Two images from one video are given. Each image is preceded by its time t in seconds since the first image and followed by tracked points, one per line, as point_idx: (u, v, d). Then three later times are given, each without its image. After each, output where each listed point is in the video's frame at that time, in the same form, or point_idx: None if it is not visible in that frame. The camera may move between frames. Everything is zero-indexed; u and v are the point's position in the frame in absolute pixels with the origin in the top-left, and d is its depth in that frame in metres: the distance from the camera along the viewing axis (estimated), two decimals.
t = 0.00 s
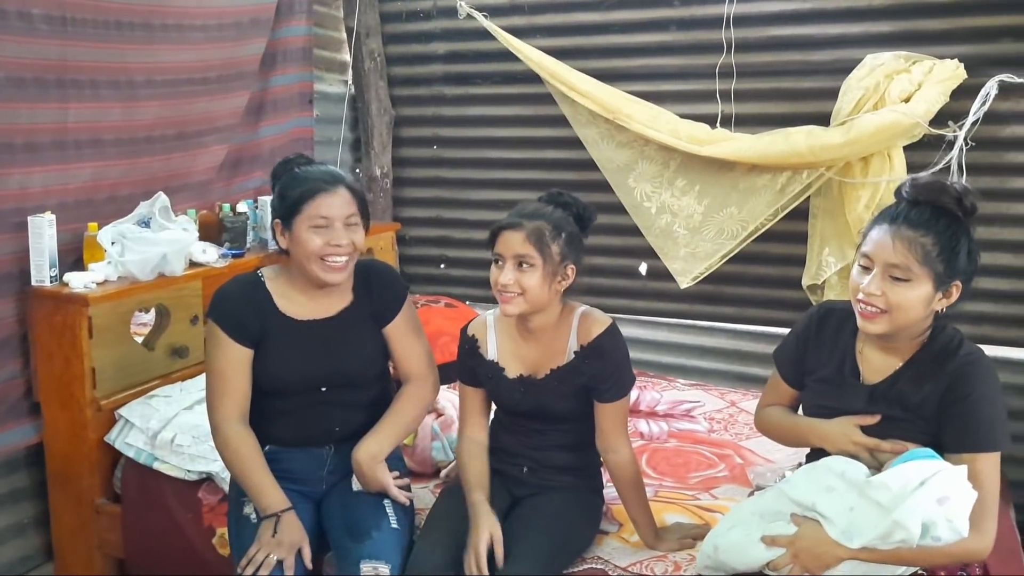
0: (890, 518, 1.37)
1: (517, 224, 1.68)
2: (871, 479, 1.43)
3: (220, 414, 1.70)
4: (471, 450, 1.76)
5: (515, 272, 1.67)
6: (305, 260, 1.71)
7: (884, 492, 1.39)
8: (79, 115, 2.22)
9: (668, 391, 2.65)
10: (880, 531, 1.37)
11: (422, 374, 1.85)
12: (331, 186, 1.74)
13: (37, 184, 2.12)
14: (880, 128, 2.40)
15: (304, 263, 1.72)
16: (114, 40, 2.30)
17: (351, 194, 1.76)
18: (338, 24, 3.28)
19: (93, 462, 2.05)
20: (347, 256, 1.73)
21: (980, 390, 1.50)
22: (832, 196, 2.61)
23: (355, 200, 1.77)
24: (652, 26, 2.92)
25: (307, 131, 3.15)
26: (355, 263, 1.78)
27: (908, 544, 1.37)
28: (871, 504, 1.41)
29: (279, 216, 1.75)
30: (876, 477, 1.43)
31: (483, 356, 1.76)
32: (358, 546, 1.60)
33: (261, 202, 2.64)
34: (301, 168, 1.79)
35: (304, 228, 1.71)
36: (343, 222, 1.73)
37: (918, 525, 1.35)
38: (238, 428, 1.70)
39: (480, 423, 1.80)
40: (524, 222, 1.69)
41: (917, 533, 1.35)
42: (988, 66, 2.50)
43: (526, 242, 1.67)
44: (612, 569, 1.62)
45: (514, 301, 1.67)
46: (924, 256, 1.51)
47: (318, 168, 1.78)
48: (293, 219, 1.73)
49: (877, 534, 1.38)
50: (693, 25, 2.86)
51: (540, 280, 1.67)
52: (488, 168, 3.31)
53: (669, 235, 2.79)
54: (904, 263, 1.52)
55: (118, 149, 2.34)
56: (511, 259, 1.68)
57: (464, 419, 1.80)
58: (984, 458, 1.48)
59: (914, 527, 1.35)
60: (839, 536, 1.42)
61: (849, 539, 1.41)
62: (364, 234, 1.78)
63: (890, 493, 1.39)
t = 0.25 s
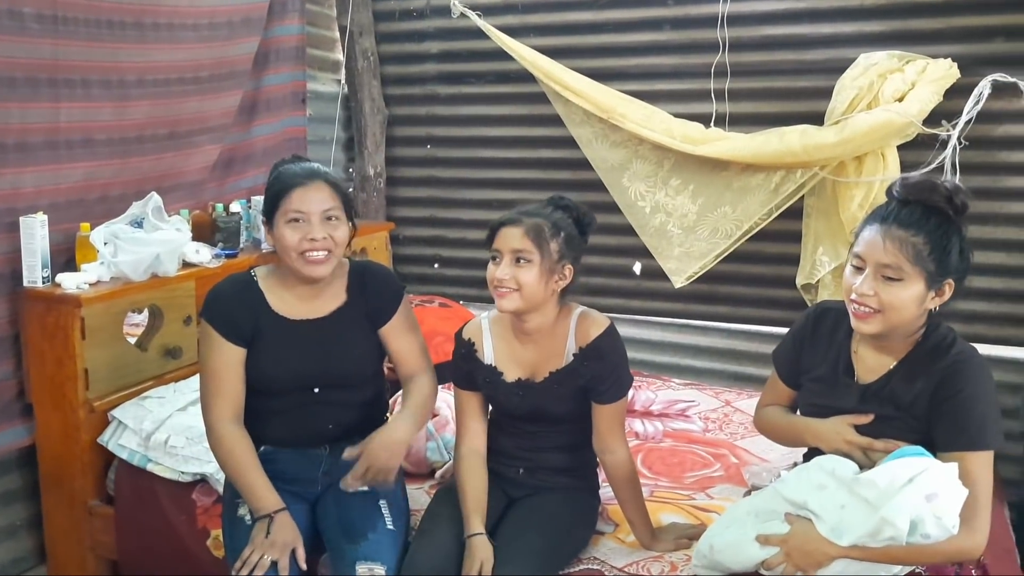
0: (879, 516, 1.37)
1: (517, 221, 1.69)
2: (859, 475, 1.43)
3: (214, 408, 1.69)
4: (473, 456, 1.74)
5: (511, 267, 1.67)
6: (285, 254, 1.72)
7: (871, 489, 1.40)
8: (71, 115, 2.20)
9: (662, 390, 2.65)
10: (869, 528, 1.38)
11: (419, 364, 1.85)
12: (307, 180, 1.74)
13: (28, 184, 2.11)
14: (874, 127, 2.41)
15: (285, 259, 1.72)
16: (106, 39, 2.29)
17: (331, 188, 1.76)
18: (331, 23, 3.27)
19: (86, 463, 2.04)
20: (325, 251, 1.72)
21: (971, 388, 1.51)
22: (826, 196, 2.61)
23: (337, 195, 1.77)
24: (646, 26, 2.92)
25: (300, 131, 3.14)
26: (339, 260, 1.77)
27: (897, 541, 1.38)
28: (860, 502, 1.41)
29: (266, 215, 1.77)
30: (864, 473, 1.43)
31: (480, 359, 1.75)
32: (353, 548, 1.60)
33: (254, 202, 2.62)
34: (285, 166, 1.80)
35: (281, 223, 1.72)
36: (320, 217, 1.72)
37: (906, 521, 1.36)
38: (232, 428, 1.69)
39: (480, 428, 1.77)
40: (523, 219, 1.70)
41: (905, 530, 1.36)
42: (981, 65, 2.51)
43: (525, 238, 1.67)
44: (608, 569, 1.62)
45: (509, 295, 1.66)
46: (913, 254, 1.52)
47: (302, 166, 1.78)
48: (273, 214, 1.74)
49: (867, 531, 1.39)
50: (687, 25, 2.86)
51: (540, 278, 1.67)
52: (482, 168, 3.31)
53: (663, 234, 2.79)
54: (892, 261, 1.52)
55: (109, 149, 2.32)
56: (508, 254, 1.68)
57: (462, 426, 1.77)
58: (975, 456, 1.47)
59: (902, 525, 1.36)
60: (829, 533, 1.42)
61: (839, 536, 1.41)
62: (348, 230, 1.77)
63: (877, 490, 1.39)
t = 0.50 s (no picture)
0: (899, 523, 1.39)
1: (517, 222, 1.71)
2: (876, 483, 1.45)
3: (211, 414, 1.69)
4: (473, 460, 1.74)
5: (506, 268, 1.67)
6: (280, 257, 1.72)
7: (890, 496, 1.41)
8: (67, 116, 2.20)
9: (659, 390, 2.66)
10: (888, 535, 1.40)
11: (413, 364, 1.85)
12: (300, 182, 1.74)
13: (25, 186, 2.11)
14: (868, 129, 2.42)
15: (281, 262, 1.73)
16: (102, 40, 2.29)
17: (325, 189, 1.76)
18: (327, 24, 3.27)
19: (84, 465, 2.04)
20: (321, 253, 1.72)
21: (974, 389, 1.52)
22: (822, 197, 2.63)
23: (332, 196, 1.77)
24: (642, 27, 2.93)
25: (296, 132, 3.14)
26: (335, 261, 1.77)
27: (916, 547, 1.40)
28: (878, 509, 1.43)
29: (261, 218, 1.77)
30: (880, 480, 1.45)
31: (475, 367, 1.75)
32: (351, 549, 1.60)
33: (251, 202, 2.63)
34: (278, 168, 1.81)
35: (275, 227, 1.72)
36: (314, 219, 1.73)
37: (926, 528, 1.37)
38: (231, 431, 1.69)
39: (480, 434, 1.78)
40: (523, 220, 1.71)
41: (926, 537, 1.37)
42: (975, 66, 2.52)
43: (522, 240, 1.68)
44: (607, 570, 1.63)
45: (503, 295, 1.67)
46: (902, 255, 1.53)
47: (295, 167, 1.79)
48: (267, 217, 1.75)
49: (887, 538, 1.40)
50: (683, 26, 2.87)
51: (535, 280, 1.67)
52: (479, 168, 3.31)
53: (660, 235, 2.80)
54: (881, 263, 1.53)
55: (106, 150, 2.32)
56: (504, 255, 1.69)
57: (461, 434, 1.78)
58: (980, 456, 1.49)
59: (923, 532, 1.37)
60: (845, 540, 1.43)
61: (856, 543, 1.43)
62: (343, 232, 1.77)
63: (896, 497, 1.41)
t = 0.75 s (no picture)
0: (891, 519, 1.39)
1: (512, 220, 1.72)
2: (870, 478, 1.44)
3: (212, 415, 1.69)
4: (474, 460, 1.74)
5: (497, 266, 1.69)
6: (279, 256, 1.73)
7: (884, 492, 1.41)
8: (66, 114, 2.20)
9: (657, 388, 2.66)
10: (880, 531, 1.40)
11: (407, 369, 1.88)
12: (300, 182, 1.74)
13: (23, 184, 2.11)
14: (865, 127, 2.43)
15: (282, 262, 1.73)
16: (101, 39, 2.29)
17: (326, 189, 1.76)
18: (324, 23, 3.27)
19: (84, 463, 2.04)
20: (322, 253, 1.73)
21: (973, 389, 1.53)
22: (818, 195, 2.63)
23: (332, 196, 1.77)
24: (640, 25, 2.94)
25: (294, 130, 3.14)
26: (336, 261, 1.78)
27: (907, 543, 1.40)
28: (871, 504, 1.42)
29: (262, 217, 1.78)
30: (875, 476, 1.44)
31: (472, 367, 1.75)
32: (353, 546, 1.60)
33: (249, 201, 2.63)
34: (278, 168, 1.81)
35: (277, 226, 1.73)
36: (316, 219, 1.73)
37: (918, 525, 1.37)
38: (230, 429, 1.69)
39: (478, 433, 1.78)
40: (519, 218, 1.72)
41: (917, 533, 1.37)
42: (971, 65, 2.54)
43: (514, 238, 1.69)
44: (607, 566, 1.63)
45: (493, 293, 1.69)
46: (891, 251, 1.54)
47: (295, 166, 1.79)
48: (267, 217, 1.75)
49: (878, 533, 1.40)
50: (680, 25, 2.87)
51: (523, 279, 1.68)
52: (477, 167, 3.32)
53: (657, 233, 2.80)
54: (871, 258, 1.55)
55: (103, 149, 2.32)
56: (498, 253, 1.71)
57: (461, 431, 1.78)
58: (977, 456, 1.51)
59: (914, 528, 1.37)
60: (838, 534, 1.44)
61: (849, 537, 1.43)
62: (343, 231, 1.77)
63: (890, 494, 1.40)
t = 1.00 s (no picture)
0: (880, 508, 1.40)
1: (507, 218, 1.72)
2: (863, 469, 1.45)
3: (213, 413, 1.69)
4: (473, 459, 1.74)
5: (492, 262, 1.69)
6: (282, 251, 1.73)
7: (874, 482, 1.42)
8: (63, 111, 2.19)
9: (655, 386, 2.66)
10: (870, 520, 1.40)
11: (407, 370, 1.86)
12: (303, 177, 1.74)
13: (20, 181, 2.10)
14: (864, 124, 2.43)
15: (285, 256, 1.73)
16: (98, 36, 2.28)
17: (330, 184, 1.76)
18: (322, 20, 3.27)
19: (82, 461, 2.03)
20: (325, 249, 1.72)
21: (970, 386, 1.53)
22: (817, 192, 2.63)
23: (336, 192, 1.77)
24: (638, 23, 2.93)
25: (292, 128, 3.13)
26: (339, 257, 1.77)
27: (897, 533, 1.40)
28: (863, 494, 1.43)
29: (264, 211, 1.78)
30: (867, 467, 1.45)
31: (471, 364, 1.74)
32: (352, 544, 1.60)
33: (247, 198, 2.62)
34: (282, 163, 1.80)
35: (280, 222, 1.72)
36: (319, 214, 1.73)
37: (907, 513, 1.39)
38: (230, 426, 1.69)
39: (478, 431, 1.78)
40: (514, 215, 1.72)
41: (906, 522, 1.39)
42: (970, 62, 2.54)
43: (509, 235, 1.69)
44: (608, 563, 1.63)
45: (488, 290, 1.69)
46: (892, 244, 1.54)
47: (299, 161, 1.79)
48: (270, 212, 1.75)
49: (867, 523, 1.40)
50: (678, 22, 2.87)
51: (518, 276, 1.68)
52: (475, 165, 3.31)
53: (656, 231, 2.80)
54: (873, 251, 1.56)
55: (100, 146, 2.31)
56: (494, 249, 1.70)
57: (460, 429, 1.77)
58: (973, 452, 1.51)
59: (903, 517, 1.38)
60: (829, 525, 1.43)
61: (839, 528, 1.43)
62: (346, 227, 1.77)
63: (880, 483, 1.41)
